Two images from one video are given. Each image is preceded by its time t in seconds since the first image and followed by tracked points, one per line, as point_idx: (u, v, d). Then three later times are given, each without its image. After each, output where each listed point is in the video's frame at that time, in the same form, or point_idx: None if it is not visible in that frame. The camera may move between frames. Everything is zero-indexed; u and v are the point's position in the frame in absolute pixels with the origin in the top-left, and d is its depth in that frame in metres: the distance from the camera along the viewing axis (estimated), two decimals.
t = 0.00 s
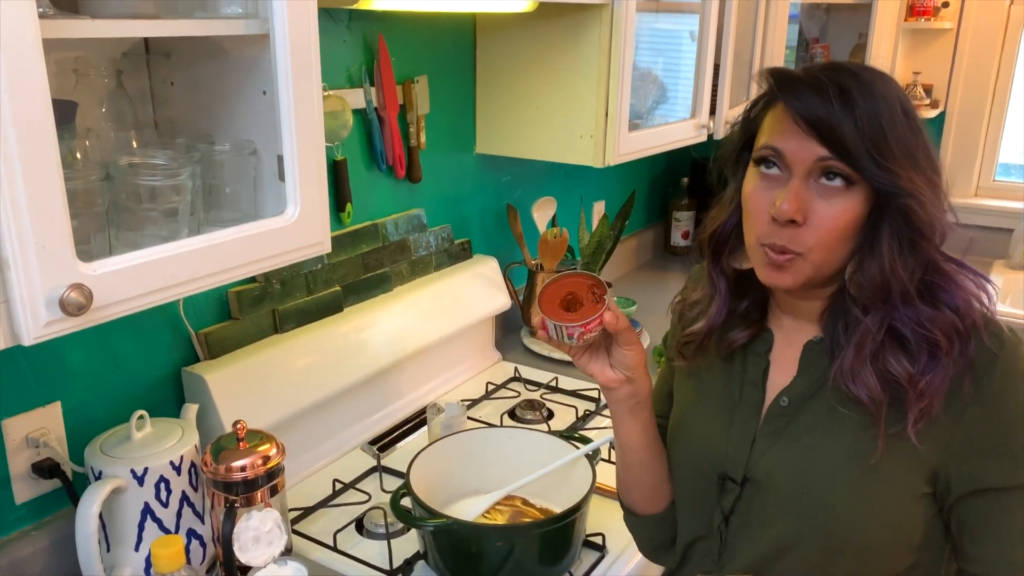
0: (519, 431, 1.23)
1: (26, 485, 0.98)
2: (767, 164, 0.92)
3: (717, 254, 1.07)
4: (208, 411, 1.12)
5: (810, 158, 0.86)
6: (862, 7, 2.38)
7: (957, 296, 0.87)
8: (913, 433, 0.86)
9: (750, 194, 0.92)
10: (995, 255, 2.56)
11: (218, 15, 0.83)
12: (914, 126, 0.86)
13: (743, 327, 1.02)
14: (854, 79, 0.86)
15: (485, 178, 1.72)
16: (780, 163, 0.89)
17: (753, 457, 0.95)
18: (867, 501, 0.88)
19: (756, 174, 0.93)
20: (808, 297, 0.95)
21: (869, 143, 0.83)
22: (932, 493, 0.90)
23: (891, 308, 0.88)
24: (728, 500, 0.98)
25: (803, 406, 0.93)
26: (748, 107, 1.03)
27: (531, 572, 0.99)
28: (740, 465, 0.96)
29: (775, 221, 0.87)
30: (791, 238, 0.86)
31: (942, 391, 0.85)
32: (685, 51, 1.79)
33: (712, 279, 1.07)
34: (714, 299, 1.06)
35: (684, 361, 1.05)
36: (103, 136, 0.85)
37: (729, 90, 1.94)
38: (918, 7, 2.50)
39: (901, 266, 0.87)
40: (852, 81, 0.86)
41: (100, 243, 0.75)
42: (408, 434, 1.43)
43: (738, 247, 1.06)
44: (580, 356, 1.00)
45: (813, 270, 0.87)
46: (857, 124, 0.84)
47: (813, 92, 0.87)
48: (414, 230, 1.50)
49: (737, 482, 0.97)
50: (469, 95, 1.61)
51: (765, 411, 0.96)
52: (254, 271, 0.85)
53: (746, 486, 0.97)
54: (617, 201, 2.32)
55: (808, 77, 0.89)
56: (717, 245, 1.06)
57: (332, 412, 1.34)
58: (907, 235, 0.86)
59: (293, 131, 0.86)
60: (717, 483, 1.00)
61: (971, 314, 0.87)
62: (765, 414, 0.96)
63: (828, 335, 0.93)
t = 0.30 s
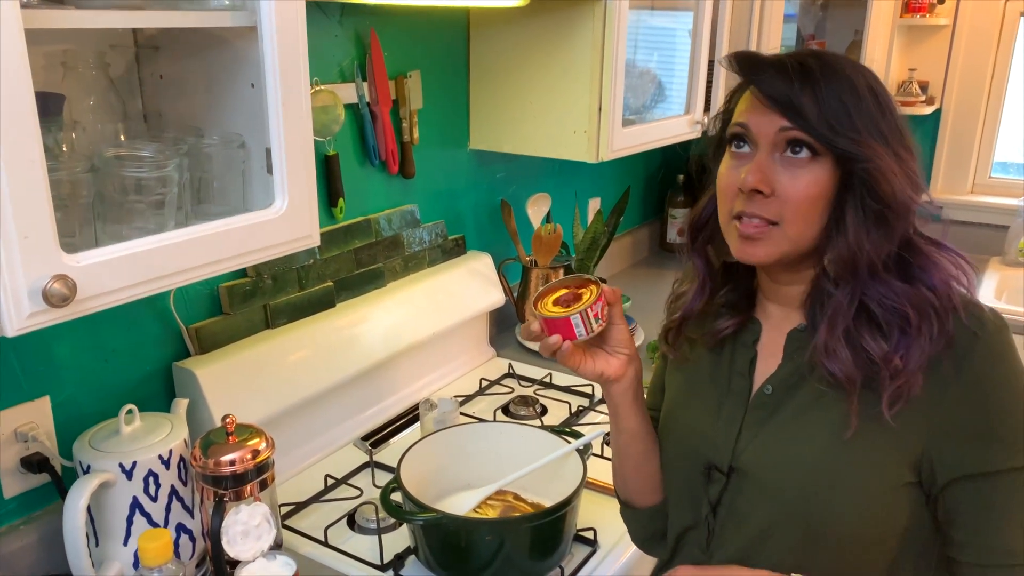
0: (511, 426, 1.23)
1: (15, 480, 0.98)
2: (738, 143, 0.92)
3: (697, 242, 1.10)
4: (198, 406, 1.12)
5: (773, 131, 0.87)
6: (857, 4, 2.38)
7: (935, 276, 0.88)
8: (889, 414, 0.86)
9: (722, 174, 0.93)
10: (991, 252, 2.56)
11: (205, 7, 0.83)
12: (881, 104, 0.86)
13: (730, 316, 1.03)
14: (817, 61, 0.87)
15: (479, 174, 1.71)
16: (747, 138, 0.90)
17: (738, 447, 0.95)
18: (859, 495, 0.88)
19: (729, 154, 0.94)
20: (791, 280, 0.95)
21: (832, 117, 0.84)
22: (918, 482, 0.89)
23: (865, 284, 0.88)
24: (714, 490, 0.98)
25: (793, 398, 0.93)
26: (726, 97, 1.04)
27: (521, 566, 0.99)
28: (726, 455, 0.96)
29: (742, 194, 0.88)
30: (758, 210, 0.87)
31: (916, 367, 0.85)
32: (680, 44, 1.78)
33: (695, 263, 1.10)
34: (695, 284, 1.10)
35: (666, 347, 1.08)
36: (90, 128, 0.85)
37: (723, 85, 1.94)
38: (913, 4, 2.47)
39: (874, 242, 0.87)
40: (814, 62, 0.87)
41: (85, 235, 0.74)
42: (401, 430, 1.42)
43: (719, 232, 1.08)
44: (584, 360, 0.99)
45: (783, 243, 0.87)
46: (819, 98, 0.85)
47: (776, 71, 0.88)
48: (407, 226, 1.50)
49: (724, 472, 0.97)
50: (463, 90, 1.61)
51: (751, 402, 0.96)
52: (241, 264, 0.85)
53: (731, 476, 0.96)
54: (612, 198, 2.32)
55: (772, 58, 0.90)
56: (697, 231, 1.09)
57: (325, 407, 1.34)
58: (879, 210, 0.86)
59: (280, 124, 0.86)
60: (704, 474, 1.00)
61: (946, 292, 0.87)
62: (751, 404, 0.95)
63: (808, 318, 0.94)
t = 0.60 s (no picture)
0: (508, 424, 1.23)
1: (12, 478, 0.98)
2: (738, 133, 0.94)
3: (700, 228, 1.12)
4: (196, 404, 1.12)
5: (768, 120, 0.88)
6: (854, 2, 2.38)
7: (919, 268, 0.87)
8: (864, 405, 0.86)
9: (721, 161, 0.94)
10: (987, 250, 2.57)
11: (200, 5, 0.83)
12: (879, 98, 0.86)
13: (728, 304, 1.04)
14: (818, 53, 0.88)
15: (476, 172, 1.72)
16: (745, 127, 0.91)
17: (724, 432, 0.97)
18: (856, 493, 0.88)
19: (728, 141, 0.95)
20: (782, 271, 0.96)
21: (828, 109, 0.84)
22: (895, 471, 0.88)
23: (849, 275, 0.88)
24: (700, 475, 1.00)
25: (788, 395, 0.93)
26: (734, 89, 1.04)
27: (517, 563, 0.99)
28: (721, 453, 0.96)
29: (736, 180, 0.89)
30: (750, 197, 0.88)
31: (894, 358, 0.84)
32: (677, 42, 1.78)
33: (693, 246, 1.11)
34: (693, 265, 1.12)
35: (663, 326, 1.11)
36: (86, 126, 0.85)
37: (720, 83, 1.94)
38: (910, 1, 2.48)
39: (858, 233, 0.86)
40: (814, 54, 0.87)
41: (83, 233, 0.74)
42: (398, 428, 1.43)
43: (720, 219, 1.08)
44: (592, 339, 1.01)
45: (774, 231, 0.88)
46: (816, 90, 0.85)
47: (776, 61, 0.88)
48: (404, 224, 1.50)
49: (708, 457, 0.98)
50: (460, 88, 1.61)
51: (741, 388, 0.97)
52: (238, 261, 0.85)
53: (716, 462, 0.98)
54: (609, 195, 2.32)
55: (774, 48, 0.91)
56: (699, 217, 1.10)
57: (322, 405, 1.34)
58: (865, 203, 0.86)
59: (276, 123, 0.86)
60: (691, 458, 1.02)
61: (933, 285, 0.86)
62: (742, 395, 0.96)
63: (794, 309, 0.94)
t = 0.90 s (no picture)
0: (507, 425, 1.24)
1: (12, 481, 0.98)
2: (748, 130, 0.94)
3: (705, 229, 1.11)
4: (196, 406, 1.12)
5: (779, 120, 0.88)
6: (852, 2, 2.39)
7: (924, 284, 0.86)
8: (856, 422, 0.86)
9: (730, 158, 0.95)
10: (984, 250, 2.58)
11: (200, 9, 0.83)
12: (896, 107, 0.85)
13: (729, 308, 1.04)
14: (835, 56, 0.87)
15: (475, 173, 1.72)
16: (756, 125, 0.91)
17: (717, 437, 0.98)
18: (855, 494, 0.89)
19: (740, 138, 0.95)
20: (785, 277, 0.96)
21: (840, 114, 0.84)
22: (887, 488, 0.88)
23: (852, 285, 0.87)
24: (693, 480, 1.00)
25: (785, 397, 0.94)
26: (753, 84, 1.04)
27: (517, 564, 0.99)
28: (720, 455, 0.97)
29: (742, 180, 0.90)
30: (754, 198, 0.88)
31: (890, 373, 0.84)
32: (675, 43, 1.78)
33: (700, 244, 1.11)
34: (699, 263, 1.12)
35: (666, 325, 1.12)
36: (87, 130, 0.85)
37: (718, 84, 1.94)
38: (907, 2, 2.50)
39: (862, 244, 0.86)
40: (832, 58, 0.87)
41: (84, 237, 0.75)
42: (397, 429, 1.43)
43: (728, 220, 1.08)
44: (584, 342, 1.02)
45: (776, 234, 0.88)
46: (829, 94, 0.85)
47: (792, 62, 0.88)
48: (403, 225, 1.51)
49: (702, 463, 0.98)
50: (458, 90, 1.61)
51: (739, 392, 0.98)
52: (239, 264, 0.86)
53: (710, 467, 0.98)
54: (608, 196, 2.33)
55: (790, 49, 0.91)
56: (706, 216, 1.10)
57: (322, 406, 1.34)
58: (871, 213, 0.85)
59: (276, 127, 0.87)
60: (686, 464, 1.02)
61: (936, 301, 0.85)
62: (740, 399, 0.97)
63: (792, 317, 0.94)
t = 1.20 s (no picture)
0: (507, 425, 1.24)
1: (14, 481, 0.98)
2: (767, 128, 0.93)
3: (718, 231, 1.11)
4: (197, 407, 1.12)
5: (800, 121, 0.87)
6: (850, 3, 2.39)
7: (938, 309, 0.84)
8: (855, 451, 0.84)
9: (746, 157, 0.94)
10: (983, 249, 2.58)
11: (203, 11, 0.83)
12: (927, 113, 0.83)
13: (734, 318, 1.05)
14: (867, 56, 0.85)
15: (475, 173, 1.72)
16: (775, 125, 0.90)
17: (719, 453, 0.96)
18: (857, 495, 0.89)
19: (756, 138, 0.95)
20: (794, 288, 0.96)
21: (865, 119, 0.82)
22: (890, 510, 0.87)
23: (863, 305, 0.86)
24: (697, 495, 1.00)
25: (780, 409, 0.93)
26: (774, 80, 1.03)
27: (518, 564, 1.00)
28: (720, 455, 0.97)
29: (757, 183, 0.89)
30: (768, 202, 0.88)
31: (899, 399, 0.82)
32: (674, 44, 1.78)
33: (710, 249, 1.12)
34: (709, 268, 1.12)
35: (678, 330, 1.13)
36: (89, 131, 0.85)
37: (717, 85, 1.95)
38: (905, 3, 2.50)
39: (875, 263, 0.85)
40: (863, 58, 0.85)
41: (87, 238, 0.75)
42: (398, 430, 1.43)
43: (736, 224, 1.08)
44: (574, 356, 1.03)
45: (788, 242, 0.87)
46: (857, 97, 0.83)
47: (820, 61, 0.86)
48: (404, 226, 1.51)
49: (704, 479, 0.98)
50: (458, 91, 1.61)
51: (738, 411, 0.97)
52: (242, 265, 0.86)
53: (712, 484, 0.98)
54: (607, 196, 2.33)
55: (820, 45, 0.89)
56: (716, 220, 1.10)
57: (322, 407, 1.34)
58: (886, 230, 0.84)
59: (278, 128, 0.87)
60: (688, 480, 1.02)
61: (951, 328, 0.83)
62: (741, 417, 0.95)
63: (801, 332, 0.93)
